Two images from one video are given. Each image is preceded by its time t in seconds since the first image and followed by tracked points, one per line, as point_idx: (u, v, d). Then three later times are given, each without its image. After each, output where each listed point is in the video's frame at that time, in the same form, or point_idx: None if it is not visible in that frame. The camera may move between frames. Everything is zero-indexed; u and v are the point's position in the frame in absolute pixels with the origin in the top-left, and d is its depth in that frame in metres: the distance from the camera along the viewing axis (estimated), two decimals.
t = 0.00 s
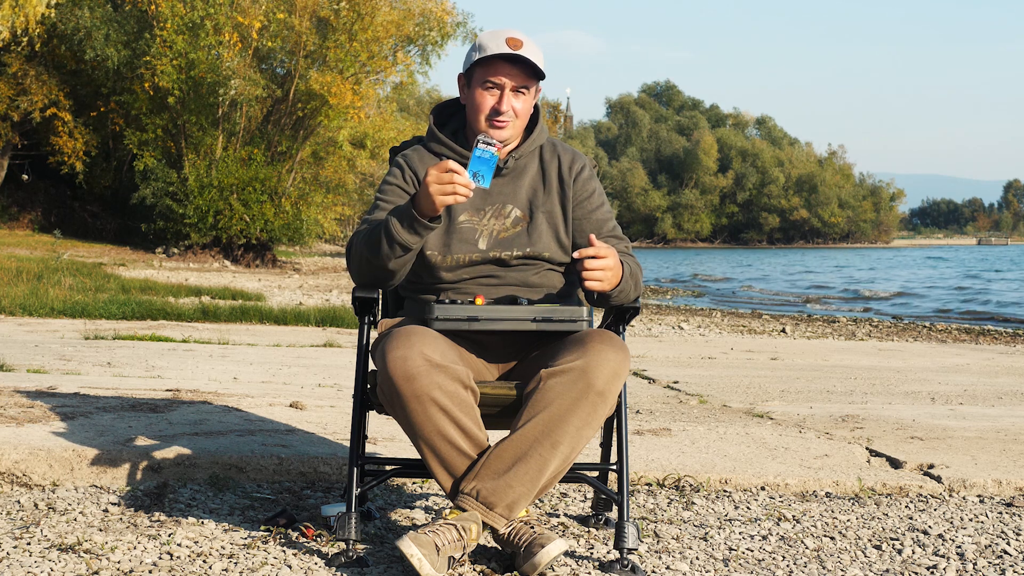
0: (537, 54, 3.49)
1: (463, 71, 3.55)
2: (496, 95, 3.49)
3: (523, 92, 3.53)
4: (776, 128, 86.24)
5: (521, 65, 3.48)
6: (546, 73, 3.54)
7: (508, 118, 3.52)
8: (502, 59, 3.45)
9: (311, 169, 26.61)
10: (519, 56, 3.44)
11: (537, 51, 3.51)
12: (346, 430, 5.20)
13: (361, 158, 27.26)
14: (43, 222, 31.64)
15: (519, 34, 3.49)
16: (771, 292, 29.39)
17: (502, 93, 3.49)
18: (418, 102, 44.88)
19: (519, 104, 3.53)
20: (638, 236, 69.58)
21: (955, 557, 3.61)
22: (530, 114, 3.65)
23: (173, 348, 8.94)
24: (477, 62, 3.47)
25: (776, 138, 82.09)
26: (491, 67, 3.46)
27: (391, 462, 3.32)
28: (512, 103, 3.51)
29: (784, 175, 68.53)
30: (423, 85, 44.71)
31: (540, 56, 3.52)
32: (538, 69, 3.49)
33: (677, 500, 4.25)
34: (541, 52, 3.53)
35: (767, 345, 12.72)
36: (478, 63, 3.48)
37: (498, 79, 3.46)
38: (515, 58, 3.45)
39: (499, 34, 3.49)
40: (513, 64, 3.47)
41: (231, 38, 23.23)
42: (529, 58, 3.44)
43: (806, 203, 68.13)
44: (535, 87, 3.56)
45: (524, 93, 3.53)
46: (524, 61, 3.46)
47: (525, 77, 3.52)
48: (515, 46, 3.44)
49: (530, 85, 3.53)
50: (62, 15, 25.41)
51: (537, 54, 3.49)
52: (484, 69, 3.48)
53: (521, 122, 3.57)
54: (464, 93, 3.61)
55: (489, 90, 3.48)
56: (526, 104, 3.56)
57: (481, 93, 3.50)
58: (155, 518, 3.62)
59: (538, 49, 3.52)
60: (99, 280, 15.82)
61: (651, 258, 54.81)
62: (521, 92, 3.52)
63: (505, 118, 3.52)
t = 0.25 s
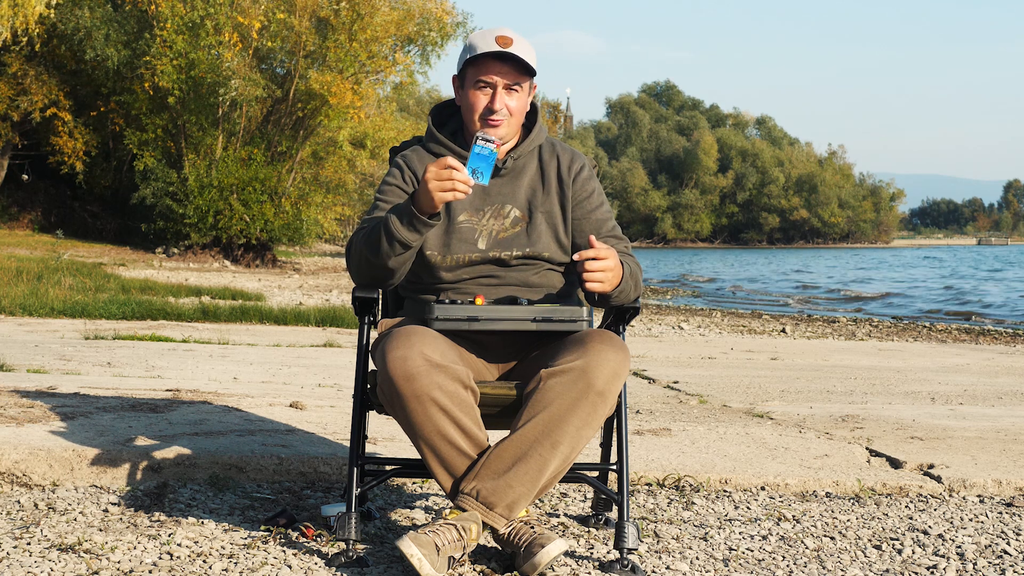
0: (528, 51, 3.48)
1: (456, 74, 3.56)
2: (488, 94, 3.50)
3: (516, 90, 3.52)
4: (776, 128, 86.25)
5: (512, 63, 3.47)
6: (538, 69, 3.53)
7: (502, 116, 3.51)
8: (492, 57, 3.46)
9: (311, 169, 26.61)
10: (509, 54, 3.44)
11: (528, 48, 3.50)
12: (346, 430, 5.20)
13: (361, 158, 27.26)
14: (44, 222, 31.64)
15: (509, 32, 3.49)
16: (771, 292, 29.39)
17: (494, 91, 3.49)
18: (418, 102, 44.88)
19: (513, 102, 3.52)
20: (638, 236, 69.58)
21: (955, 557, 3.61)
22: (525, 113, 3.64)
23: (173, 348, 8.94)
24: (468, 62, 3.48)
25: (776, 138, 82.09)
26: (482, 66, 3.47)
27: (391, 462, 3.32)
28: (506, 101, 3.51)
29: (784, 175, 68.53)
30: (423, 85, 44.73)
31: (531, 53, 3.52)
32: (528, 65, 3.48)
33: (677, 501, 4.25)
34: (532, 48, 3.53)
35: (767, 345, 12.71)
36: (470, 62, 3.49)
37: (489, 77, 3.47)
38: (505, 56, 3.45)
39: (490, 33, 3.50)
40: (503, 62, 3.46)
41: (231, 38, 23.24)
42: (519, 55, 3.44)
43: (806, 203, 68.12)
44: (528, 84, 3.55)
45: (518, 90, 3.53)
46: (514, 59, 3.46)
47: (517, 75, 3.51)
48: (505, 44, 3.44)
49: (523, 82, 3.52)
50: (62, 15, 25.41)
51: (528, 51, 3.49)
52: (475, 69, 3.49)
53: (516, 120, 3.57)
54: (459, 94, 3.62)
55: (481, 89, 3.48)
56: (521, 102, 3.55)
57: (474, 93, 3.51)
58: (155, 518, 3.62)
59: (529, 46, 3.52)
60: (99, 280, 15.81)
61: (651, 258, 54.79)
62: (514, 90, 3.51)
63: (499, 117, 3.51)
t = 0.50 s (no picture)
0: (521, 49, 3.49)
1: (451, 76, 3.58)
2: (482, 94, 3.51)
3: (511, 88, 3.52)
4: (776, 128, 86.25)
5: (505, 62, 3.49)
6: (531, 68, 3.53)
7: (497, 116, 3.53)
8: (485, 57, 3.47)
9: (311, 169, 26.61)
10: (501, 53, 3.45)
11: (521, 47, 3.50)
12: (346, 430, 5.20)
13: (361, 158, 27.25)
14: (43, 222, 31.64)
15: (501, 31, 3.49)
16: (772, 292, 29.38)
17: (488, 91, 3.50)
18: (418, 102, 44.89)
19: (508, 101, 3.53)
20: (638, 236, 69.57)
21: (955, 558, 3.61)
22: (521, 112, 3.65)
23: (173, 348, 8.94)
24: (461, 63, 3.50)
25: (776, 138, 82.09)
26: (474, 66, 3.49)
27: (392, 463, 3.32)
28: (500, 100, 3.52)
29: (784, 175, 68.51)
30: (423, 85, 44.73)
31: (525, 51, 3.52)
32: (521, 64, 3.48)
33: (677, 500, 4.25)
34: (526, 47, 3.53)
35: (767, 345, 12.71)
36: (463, 63, 3.50)
37: (482, 77, 3.48)
38: (497, 55, 3.46)
39: (482, 33, 3.50)
40: (496, 62, 3.48)
41: (231, 38, 23.24)
42: (511, 54, 3.44)
43: (806, 203, 68.10)
44: (523, 82, 3.55)
45: (512, 89, 3.53)
46: (506, 58, 3.47)
47: (511, 73, 3.52)
48: (496, 43, 3.44)
49: (517, 81, 3.53)
50: (62, 15, 25.41)
51: (521, 50, 3.49)
52: (469, 70, 3.51)
53: (513, 119, 3.58)
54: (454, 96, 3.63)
55: (474, 89, 3.50)
56: (516, 100, 3.56)
57: (468, 93, 3.53)
58: (155, 518, 3.62)
59: (522, 45, 3.51)
60: (99, 280, 15.82)
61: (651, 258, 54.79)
62: (509, 88, 3.52)
63: (495, 116, 3.53)
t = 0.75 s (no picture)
0: (510, 48, 3.53)
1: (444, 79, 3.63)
2: (474, 94, 3.55)
3: (503, 87, 3.56)
4: (776, 128, 86.24)
5: (495, 61, 3.53)
6: (522, 66, 3.56)
7: (491, 115, 3.55)
8: (474, 57, 3.52)
9: (311, 169, 26.62)
10: (490, 52, 3.49)
11: (510, 45, 3.55)
12: (346, 429, 5.20)
13: (361, 158, 27.25)
14: (43, 222, 31.68)
15: (490, 32, 3.54)
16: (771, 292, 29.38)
17: (480, 90, 3.54)
18: (418, 103, 44.91)
19: (502, 100, 3.57)
20: (638, 235, 69.58)
21: (955, 557, 3.61)
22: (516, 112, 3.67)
23: (173, 348, 8.94)
24: (451, 65, 3.56)
25: (776, 138, 82.08)
26: (465, 66, 3.54)
27: (392, 463, 3.32)
28: (494, 100, 3.55)
29: (784, 175, 68.51)
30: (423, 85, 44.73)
31: (515, 49, 3.56)
32: (511, 62, 3.52)
33: (677, 500, 4.25)
34: (515, 46, 3.57)
35: (766, 345, 12.71)
36: (455, 65, 3.56)
37: (473, 77, 3.53)
38: (487, 54, 3.50)
39: (471, 34, 3.56)
40: (486, 61, 3.52)
41: (231, 38, 23.27)
42: (500, 52, 3.49)
43: (806, 203, 68.11)
44: (515, 80, 3.58)
45: (504, 88, 3.56)
46: (495, 56, 3.51)
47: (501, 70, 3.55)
48: (485, 43, 3.50)
49: (509, 79, 3.56)
50: (62, 15, 25.41)
51: (511, 48, 3.53)
52: (460, 71, 3.56)
53: (508, 118, 3.60)
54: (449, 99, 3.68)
55: (465, 88, 3.54)
56: (509, 99, 3.58)
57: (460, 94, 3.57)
58: (155, 518, 3.62)
59: (511, 44, 3.55)
60: (99, 280, 15.82)
61: (651, 258, 54.76)
62: (501, 87, 3.55)
63: (488, 115, 3.55)
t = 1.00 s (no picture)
0: (492, 44, 3.52)
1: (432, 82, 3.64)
2: (461, 94, 3.54)
3: (491, 84, 3.55)
4: (776, 128, 86.22)
5: (479, 60, 3.52)
6: (507, 60, 3.56)
7: (481, 113, 3.56)
8: (458, 57, 3.52)
9: (311, 169, 26.62)
10: (473, 51, 3.49)
11: (493, 41, 3.54)
12: (346, 430, 5.20)
13: (361, 158, 27.25)
14: (44, 221, 31.69)
15: (471, 31, 3.54)
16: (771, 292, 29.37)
17: (467, 90, 3.53)
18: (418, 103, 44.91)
19: (492, 97, 3.56)
20: (638, 235, 69.58)
21: (955, 558, 3.61)
22: (508, 108, 3.67)
23: (173, 348, 8.94)
24: (437, 68, 3.55)
25: (776, 138, 82.07)
26: (450, 68, 3.53)
27: (392, 462, 3.32)
28: (483, 98, 3.56)
29: (784, 175, 68.51)
30: (423, 85, 44.74)
31: (498, 45, 3.55)
32: (495, 58, 3.51)
33: (677, 500, 4.25)
34: (498, 41, 3.56)
35: (767, 345, 12.71)
36: (440, 67, 3.56)
37: (459, 78, 3.52)
38: (469, 54, 3.50)
39: (454, 36, 3.55)
40: (470, 61, 3.52)
41: (231, 38, 23.28)
42: (482, 50, 3.48)
43: (806, 203, 68.10)
44: (502, 76, 3.57)
45: (492, 85, 3.56)
46: (479, 55, 3.50)
47: (487, 68, 3.55)
48: (467, 43, 3.49)
49: (495, 76, 3.55)
50: (62, 15, 25.41)
51: (493, 44, 3.52)
52: (446, 73, 3.55)
53: (499, 116, 3.61)
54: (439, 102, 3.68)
55: (452, 90, 3.53)
56: (499, 96, 3.58)
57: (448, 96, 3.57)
58: (155, 518, 3.62)
59: (493, 39, 3.54)
60: (99, 280, 15.82)
61: (651, 258, 54.76)
62: (488, 85, 3.55)
63: (479, 114, 3.56)
